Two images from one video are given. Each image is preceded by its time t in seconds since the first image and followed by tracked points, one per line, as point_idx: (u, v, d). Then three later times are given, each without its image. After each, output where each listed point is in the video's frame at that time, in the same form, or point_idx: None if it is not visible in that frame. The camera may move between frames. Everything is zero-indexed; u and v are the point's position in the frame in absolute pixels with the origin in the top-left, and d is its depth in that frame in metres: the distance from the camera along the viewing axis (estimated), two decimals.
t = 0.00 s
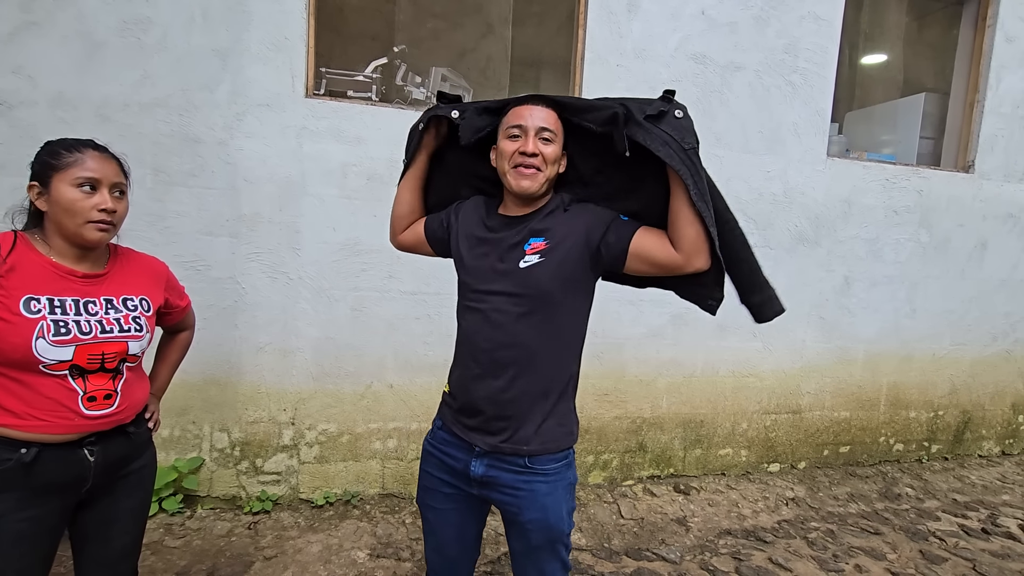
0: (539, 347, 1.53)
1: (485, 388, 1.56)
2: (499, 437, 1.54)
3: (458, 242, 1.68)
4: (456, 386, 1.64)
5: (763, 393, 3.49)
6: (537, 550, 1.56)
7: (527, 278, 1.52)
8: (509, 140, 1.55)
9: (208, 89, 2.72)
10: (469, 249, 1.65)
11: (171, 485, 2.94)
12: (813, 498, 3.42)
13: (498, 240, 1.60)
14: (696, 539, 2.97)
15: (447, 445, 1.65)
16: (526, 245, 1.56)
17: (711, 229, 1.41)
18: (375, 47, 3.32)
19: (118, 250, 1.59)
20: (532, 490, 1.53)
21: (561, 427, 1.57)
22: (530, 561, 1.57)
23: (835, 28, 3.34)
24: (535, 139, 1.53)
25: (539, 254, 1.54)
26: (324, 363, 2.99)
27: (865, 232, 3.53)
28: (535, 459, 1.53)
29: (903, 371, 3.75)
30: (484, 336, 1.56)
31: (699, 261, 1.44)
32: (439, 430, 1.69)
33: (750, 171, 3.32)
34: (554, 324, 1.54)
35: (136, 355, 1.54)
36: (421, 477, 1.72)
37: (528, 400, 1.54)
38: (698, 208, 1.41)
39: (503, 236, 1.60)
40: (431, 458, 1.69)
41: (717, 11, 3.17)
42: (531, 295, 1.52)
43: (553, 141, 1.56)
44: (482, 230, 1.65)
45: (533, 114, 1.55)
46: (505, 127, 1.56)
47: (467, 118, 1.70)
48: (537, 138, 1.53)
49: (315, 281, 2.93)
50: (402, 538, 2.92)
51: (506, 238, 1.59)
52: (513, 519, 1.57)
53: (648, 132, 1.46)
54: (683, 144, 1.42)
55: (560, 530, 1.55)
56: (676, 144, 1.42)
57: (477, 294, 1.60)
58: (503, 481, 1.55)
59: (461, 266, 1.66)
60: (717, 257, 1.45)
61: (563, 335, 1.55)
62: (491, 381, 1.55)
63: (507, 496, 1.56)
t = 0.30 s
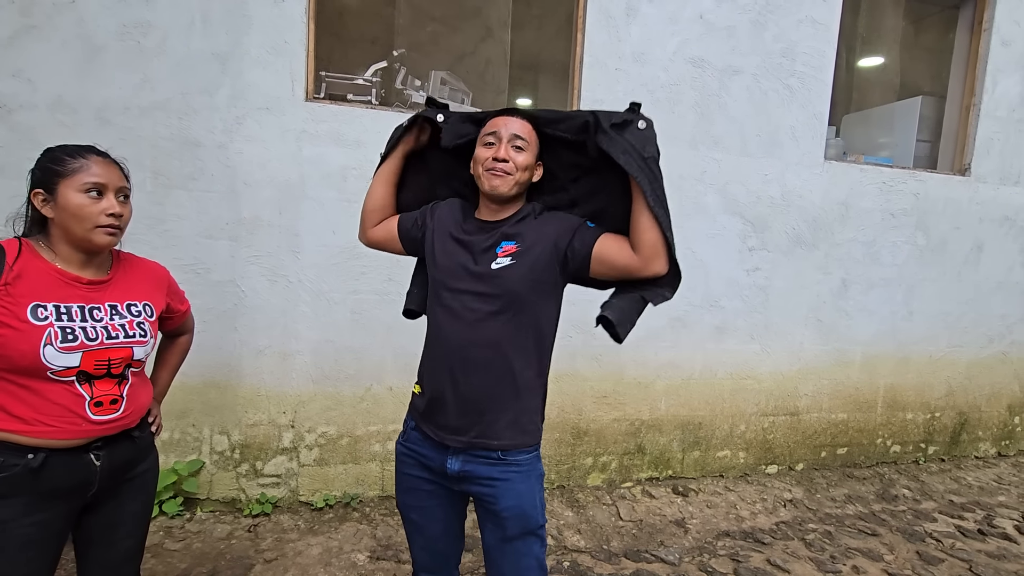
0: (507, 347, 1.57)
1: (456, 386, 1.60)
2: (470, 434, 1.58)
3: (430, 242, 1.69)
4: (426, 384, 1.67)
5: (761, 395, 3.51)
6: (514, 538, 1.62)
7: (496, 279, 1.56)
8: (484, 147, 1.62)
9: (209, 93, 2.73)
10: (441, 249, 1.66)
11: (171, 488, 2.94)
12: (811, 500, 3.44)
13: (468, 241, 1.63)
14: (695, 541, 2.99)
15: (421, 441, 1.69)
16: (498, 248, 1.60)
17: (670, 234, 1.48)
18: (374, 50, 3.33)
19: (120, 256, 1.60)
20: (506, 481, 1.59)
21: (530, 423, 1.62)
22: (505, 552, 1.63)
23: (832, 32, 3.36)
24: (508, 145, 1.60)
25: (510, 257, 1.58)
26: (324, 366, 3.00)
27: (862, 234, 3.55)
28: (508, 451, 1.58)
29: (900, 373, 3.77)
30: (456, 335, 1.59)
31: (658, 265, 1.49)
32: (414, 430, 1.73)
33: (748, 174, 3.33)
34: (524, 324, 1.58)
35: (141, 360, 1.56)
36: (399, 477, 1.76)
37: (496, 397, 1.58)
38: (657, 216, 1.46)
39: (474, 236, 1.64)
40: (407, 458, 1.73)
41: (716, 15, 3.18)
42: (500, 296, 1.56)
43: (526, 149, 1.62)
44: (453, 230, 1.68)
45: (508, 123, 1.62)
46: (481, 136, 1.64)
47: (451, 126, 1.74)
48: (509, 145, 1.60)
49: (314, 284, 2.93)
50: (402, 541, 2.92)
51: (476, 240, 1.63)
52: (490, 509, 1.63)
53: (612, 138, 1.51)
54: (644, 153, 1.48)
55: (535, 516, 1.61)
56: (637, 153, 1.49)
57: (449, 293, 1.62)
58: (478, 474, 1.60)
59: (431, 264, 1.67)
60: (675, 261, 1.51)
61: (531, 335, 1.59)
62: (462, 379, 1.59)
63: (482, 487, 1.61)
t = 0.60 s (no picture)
0: (500, 353, 1.62)
1: (450, 393, 1.62)
2: (465, 438, 1.62)
3: (422, 252, 1.70)
4: (419, 391, 1.69)
5: (761, 397, 3.53)
6: (512, 538, 1.65)
7: (489, 288, 1.60)
8: (491, 154, 1.66)
9: (214, 98, 2.76)
10: (434, 260, 1.67)
11: (175, 489, 2.96)
12: (811, 502, 3.46)
13: (460, 250, 1.66)
14: (696, 542, 3.01)
15: (416, 445, 1.72)
16: (492, 259, 1.62)
17: (608, 324, 1.60)
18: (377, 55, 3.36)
19: (127, 261, 1.64)
20: (503, 483, 1.63)
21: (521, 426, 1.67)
22: (503, 550, 1.67)
23: (831, 37, 3.39)
24: (513, 158, 1.64)
25: (504, 269, 1.61)
26: (328, 368, 3.03)
27: (862, 238, 3.58)
28: (503, 454, 1.63)
29: (900, 376, 3.79)
30: (450, 343, 1.61)
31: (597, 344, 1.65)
32: (409, 434, 1.75)
33: (748, 178, 3.36)
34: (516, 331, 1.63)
35: (152, 363, 1.59)
36: (395, 481, 1.79)
37: (489, 402, 1.62)
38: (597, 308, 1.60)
39: (465, 244, 1.67)
40: (404, 462, 1.76)
41: (716, 21, 3.21)
42: (493, 305, 1.60)
43: (528, 165, 1.67)
44: (444, 238, 1.70)
45: (516, 137, 1.67)
46: (490, 143, 1.68)
47: (469, 159, 1.81)
48: (514, 158, 1.64)
49: (318, 287, 2.96)
50: (404, 542, 2.95)
51: (469, 251, 1.65)
52: (488, 511, 1.66)
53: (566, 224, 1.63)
54: (591, 244, 1.59)
55: (531, 515, 1.66)
56: (585, 243, 1.60)
57: (443, 302, 1.64)
58: (475, 476, 1.64)
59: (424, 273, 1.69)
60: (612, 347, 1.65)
61: (521, 341, 1.65)
62: (456, 386, 1.62)
63: (480, 489, 1.65)
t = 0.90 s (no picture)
0: (510, 356, 1.63)
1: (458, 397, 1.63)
2: (474, 442, 1.63)
3: (429, 257, 1.72)
4: (425, 395, 1.70)
5: (765, 401, 3.53)
6: (521, 540, 1.67)
7: (501, 292, 1.62)
8: (482, 168, 1.67)
9: (221, 104, 2.79)
10: (442, 263, 1.69)
11: (181, 492, 2.98)
12: (815, 506, 3.45)
13: (470, 255, 1.68)
14: (700, 546, 3.01)
15: (423, 449, 1.72)
16: (501, 264, 1.65)
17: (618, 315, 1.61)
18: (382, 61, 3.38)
19: (139, 266, 1.66)
20: (511, 485, 1.64)
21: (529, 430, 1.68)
22: (511, 551, 1.68)
23: (834, 42, 3.40)
24: (506, 167, 1.65)
25: (513, 273, 1.64)
26: (333, 371, 3.04)
27: (865, 241, 3.58)
28: (512, 457, 1.64)
29: (904, 380, 3.79)
30: (459, 347, 1.62)
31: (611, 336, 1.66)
32: (415, 439, 1.76)
33: (751, 182, 3.37)
34: (525, 334, 1.65)
35: (162, 366, 1.61)
36: (402, 486, 1.79)
37: (498, 405, 1.63)
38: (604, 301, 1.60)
39: (475, 249, 1.70)
40: (410, 467, 1.76)
41: (719, 26, 3.23)
42: (504, 308, 1.62)
43: (522, 169, 1.67)
44: (454, 243, 1.72)
45: (503, 144, 1.67)
46: (478, 156, 1.68)
47: (456, 162, 1.78)
48: (507, 166, 1.65)
49: (323, 290, 2.98)
50: (409, 545, 2.95)
51: (478, 256, 1.67)
52: (496, 513, 1.67)
53: (558, 219, 1.62)
54: (587, 238, 1.61)
55: (540, 516, 1.67)
56: (581, 237, 1.61)
57: (452, 306, 1.65)
58: (484, 480, 1.64)
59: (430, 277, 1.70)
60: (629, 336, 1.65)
61: (531, 345, 1.67)
62: (466, 390, 1.62)
63: (489, 493, 1.65)
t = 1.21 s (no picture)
0: (525, 359, 1.64)
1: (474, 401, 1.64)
2: (491, 446, 1.63)
3: (441, 262, 1.72)
4: (440, 400, 1.70)
5: (774, 405, 3.52)
6: (537, 540, 1.67)
7: (514, 295, 1.63)
8: (485, 168, 1.68)
9: (233, 108, 2.82)
10: (455, 268, 1.69)
11: (191, 493, 3.00)
12: (825, 511, 3.43)
13: (482, 259, 1.69)
14: (709, 551, 2.99)
15: (437, 453, 1.73)
16: (513, 267, 1.66)
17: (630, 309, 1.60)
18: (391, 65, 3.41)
19: (158, 269, 1.69)
20: (527, 486, 1.65)
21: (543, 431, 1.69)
22: (525, 552, 1.68)
23: (843, 44, 3.40)
24: (508, 162, 1.66)
25: (526, 276, 1.65)
26: (342, 373, 3.06)
27: (875, 244, 3.56)
28: (527, 458, 1.65)
29: (915, 384, 3.76)
30: (474, 351, 1.63)
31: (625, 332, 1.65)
32: (428, 442, 1.77)
33: (759, 185, 3.36)
34: (539, 337, 1.66)
35: (180, 367, 1.64)
36: (414, 490, 1.80)
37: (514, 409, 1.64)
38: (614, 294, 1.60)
39: (487, 252, 1.70)
40: (423, 470, 1.76)
41: (727, 28, 3.23)
42: (519, 312, 1.63)
43: (523, 163, 1.68)
44: (464, 248, 1.72)
45: (502, 142, 1.69)
46: (480, 157, 1.70)
47: (454, 169, 1.80)
48: (509, 162, 1.66)
49: (333, 293, 3.00)
50: (417, 547, 2.96)
51: (491, 260, 1.68)
52: (512, 514, 1.67)
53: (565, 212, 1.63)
54: (594, 230, 1.62)
55: (555, 516, 1.68)
56: (588, 229, 1.62)
57: (466, 310, 1.66)
58: (499, 482, 1.65)
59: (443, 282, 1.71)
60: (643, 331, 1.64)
61: (545, 347, 1.68)
62: (482, 394, 1.63)
63: (504, 494, 1.66)
